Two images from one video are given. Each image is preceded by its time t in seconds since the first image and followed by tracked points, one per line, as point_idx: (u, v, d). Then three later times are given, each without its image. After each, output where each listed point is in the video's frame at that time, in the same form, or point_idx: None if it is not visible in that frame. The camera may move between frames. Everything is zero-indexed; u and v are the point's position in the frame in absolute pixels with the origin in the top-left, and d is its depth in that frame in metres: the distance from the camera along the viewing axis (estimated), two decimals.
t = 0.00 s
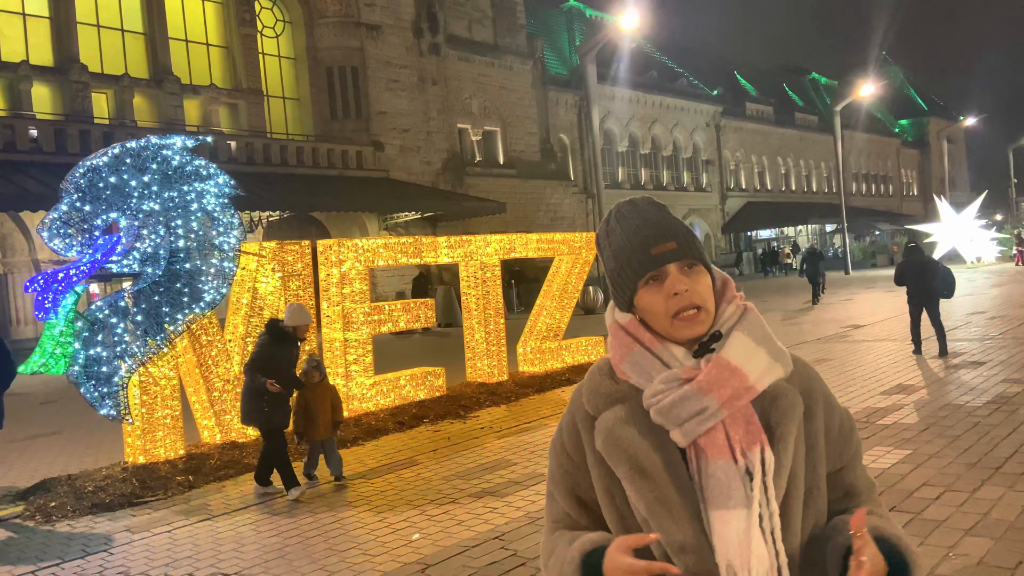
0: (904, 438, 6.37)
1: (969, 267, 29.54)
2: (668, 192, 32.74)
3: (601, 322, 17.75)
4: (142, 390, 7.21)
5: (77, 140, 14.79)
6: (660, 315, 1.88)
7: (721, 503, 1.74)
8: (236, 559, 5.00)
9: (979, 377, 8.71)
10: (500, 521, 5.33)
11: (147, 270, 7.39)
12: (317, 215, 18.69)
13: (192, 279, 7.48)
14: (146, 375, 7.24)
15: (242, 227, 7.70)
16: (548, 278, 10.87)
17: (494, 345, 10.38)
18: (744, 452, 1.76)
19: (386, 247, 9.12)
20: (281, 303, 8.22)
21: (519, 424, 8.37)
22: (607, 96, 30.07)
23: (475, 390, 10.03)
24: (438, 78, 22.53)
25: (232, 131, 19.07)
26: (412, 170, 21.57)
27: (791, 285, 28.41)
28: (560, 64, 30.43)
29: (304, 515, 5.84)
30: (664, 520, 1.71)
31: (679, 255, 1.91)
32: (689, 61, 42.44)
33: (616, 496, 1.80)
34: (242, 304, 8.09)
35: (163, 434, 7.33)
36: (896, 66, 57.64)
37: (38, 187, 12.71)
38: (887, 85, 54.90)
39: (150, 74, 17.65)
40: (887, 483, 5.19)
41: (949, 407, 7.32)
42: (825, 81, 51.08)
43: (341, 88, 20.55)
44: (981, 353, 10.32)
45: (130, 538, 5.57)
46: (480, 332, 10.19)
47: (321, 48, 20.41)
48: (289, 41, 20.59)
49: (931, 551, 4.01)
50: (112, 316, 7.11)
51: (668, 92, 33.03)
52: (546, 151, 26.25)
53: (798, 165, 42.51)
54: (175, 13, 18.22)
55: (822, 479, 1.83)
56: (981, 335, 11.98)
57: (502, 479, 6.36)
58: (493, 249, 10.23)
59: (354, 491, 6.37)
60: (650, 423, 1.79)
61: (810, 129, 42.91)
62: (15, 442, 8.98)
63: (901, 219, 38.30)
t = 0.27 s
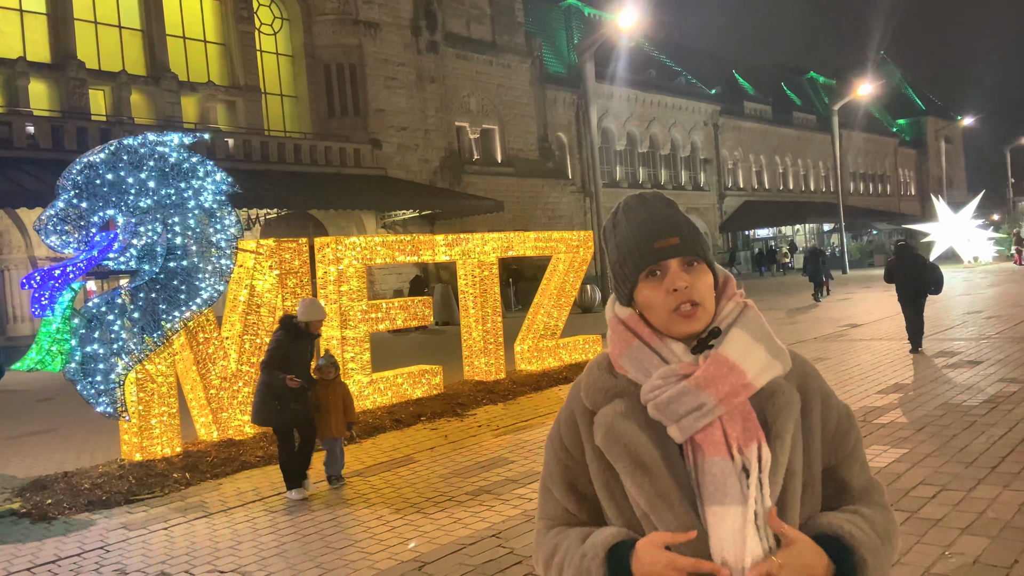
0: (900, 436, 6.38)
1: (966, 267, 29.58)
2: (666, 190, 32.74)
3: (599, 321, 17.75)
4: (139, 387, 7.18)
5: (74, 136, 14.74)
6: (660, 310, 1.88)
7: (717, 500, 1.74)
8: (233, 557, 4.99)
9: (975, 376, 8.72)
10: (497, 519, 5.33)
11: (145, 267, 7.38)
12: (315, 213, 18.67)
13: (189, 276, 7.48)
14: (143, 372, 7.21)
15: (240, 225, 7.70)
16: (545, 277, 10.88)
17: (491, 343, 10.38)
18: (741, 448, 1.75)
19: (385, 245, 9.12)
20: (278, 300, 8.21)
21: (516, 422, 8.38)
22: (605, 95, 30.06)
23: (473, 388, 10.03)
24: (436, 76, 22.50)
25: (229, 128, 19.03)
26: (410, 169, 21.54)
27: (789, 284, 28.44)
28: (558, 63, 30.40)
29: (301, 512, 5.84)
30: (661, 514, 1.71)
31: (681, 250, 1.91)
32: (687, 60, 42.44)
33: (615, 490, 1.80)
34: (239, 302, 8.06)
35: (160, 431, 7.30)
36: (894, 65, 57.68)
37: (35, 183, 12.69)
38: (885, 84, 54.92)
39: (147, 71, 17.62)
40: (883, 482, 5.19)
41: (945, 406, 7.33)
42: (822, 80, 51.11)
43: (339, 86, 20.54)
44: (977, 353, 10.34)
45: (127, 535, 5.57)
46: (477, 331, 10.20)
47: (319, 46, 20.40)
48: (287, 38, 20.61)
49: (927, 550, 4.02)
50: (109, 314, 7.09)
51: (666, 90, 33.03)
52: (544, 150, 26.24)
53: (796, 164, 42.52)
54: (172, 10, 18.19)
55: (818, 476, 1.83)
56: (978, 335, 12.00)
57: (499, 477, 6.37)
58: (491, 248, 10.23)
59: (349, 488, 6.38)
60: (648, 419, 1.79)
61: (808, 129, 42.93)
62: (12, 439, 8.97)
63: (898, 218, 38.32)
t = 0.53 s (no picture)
0: (897, 434, 6.39)
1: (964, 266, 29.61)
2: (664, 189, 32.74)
3: (597, 318, 17.75)
4: (136, 385, 7.14)
5: (71, 133, 14.70)
6: (660, 306, 1.88)
7: (714, 495, 1.74)
8: (230, 555, 4.98)
9: (973, 374, 8.73)
10: (495, 516, 5.33)
11: (142, 264, 7.37)
12: (313, 210, 18.64)
13: (186, 273, 7.46)
14: (140, 369, 7.17)
15: (237, 222, 7.69)
16: (543, 274, 10.88)
17: (489, 341, 10.37)
18: (738, 443, 1.76)
19: (382, 243, 9.11)
20: (276, 297, 8.19)
21: (514, 420, 8.37)
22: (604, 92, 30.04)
23: (470, 386, 10.02)
24: (434, 74, 22.46)
25: (227, 125, 18.99)
26: (408, 166, 21.51)
27: (787, 282, 28.43)
28: (556, 61, 30.36)
29: (298, 509, 5.84)
30: (658, 508, 1.71)
31: (681, 246, 1.91)
32: (686, 58, 42.42)
33: (612, 486, 1.79)
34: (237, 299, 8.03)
35: (157, 428, 7.27)
36: (892, 64, 57.71)
37: (32, 180, 12.66)
38: (883, 83, 54.94)
39: (145, 67, 17.58)
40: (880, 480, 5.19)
41: (943, 404, 7.33)
42: (821, 79, 51.11)
43: (337, 84, 20.52)
44: (975, 351, 10.34)
45: (124, 532, 5.56)
46: (475, 329, 10.19)
47: (317, 43, 20.35)
48: (285, 35, 20.59)
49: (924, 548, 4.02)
50: (106, 310, 7.08)
51: (665, 88, 33.01)
52: (542, 148, 26.22)
53: (794, 162, 42.53)
54: (170, 7, 18.15)
55: (817, 470, 1.83)
56: (975, 333, 12.03)
57: (497, 474, 6.36)
58: (489, 245, 10.22)
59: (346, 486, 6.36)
60: (646, 414, 1.79)
61: (806, 127, 42.94)
62: (9, 436, 8.95)
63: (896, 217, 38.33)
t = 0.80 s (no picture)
0: (894, 433, 6.41)
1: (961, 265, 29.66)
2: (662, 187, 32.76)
3: (594, 317, 17.77)
4: (133, 382, 7.14)
5: (69, 131, 14.68)
6: (654, 305, 1.89)
7: (709, 493, 1.75)
8: (228, 552, 4.99)
9: (969, 373, 8.75)
10: (491, 515, 5.33)
11: (139, 262, 7.36)
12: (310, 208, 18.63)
13: (183, 272, 7.46)
14: (137, 367, 7.18)
15: (234, 220, 7.69)
16: (541, 273, 10.89)
17: (487, 339, 10.38)
18: (733, 441, 1.76)
19: (380, 241, 9.11)
20: (273, 296, 8.19)
21: (512, 418, 8.37)
22: (601, 91, 30.04)
23: (468, 384, 10.03)
24: (432, 72, 22.45)
25: (224, 123, 18.97)
26: (406, 164, 21.51)
27: (784, 281, 28.47)
28: (554, 59, 30.35)
29: (296, 508, 5.84)
30: (653, 508, 1.72)
31: (675, 246, 1.91)
32: (683, 57, 42.43)
33: (606, 485, 1.80)
34: (234, 297, 8.03)
35: (154, 427, 7.27)
36: (890, 62, 57.78)
37: (29, 178, 12.64)
38: (881, 82, 54.99)
39: (142, 65, 17.55)
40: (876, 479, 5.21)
41: (939, 402, 7.35)
42: (818, 77, 51.15)
43: (335, 82, 20.52)
44: (971, 350, 10.38)
45: (121, 530, 5.56)
46: (473, 327, 10.20)
47: (315, 41, 20.34)
48: (283, 33, 20.60)
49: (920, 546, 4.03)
50: (103, 308, 7.07)
51: (663, 87, 33.02)
52: (540, 146, 26.23)
53: (792, 161, 42.56)
54: (167, 4, 18.12)
55: (812, 469, 1.83)
56: (971, 332, 12.07)
57: (494, 472, 6.37)
58: (487, 244, 10.22)
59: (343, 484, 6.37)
60: (641, 413, 1.79)
61: (804, 126, 42.97)
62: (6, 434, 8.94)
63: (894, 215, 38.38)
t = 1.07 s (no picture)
0: (890, 431, 6.42)
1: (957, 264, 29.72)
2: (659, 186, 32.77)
3: (591, 315, 17.77)
4: (129, 380, 7.14)
5: (64, 128, 14.63)
6: (650, 303, 1.88)
7: (708, 490, 1.74)
8: (224, 551, 4.99)
9: (964, 372, 8.77)
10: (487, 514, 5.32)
11: (135, 260, 7.35)
12: (307, 206, 18.60)
13: (179, 269, 7.44)
14: (133, 366, 7.17)
15: (230, 217, 7.67)
16: (538, 271, 10.88)
17: (484, 338, 10.38)
18: (732, 437, 1.76)
19: (376, 239, 9.10)
20: (269, 294, 8.17)
21: (508, 417, 8.38)
22: (599, 89, 30.03)
23: (464, 382, 10.03)
24: (429, 70, 22.42)
25: (221, 121, 18.93)
26: (402, 163, 21.49)
27: (781, 280, 28.51)
28: (551, 57, 30.32)
29: (292, 506, 5.83)
30: (652, 505, 1.72)
31: (671, 243, 1.91)
32: (681, 55, 42.44)
33: (604, 483, 1.79)
34: (230, 295, 8.02)
35: (150, 425, 7.26)
36: (886, 61, 57.85)
37: (25, 175, 12.61)
38: (877, 81, 55.07)
39: (138, 62, 17.50)
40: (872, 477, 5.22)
41: (935, 401, 7.37)
42: (815, 76, 51.20)
43: (332, 80, 20.50)
44: (966, 348, 10.44)
45: (117, 529, 5.55)
46: (470, 325, 10.20)
47: (312, 39, 20.31)
48: (280, 31, 20.57)
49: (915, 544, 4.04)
50: (99, 306, 7.06)
51: (660, 85, 33.01)
52: (537, 144, 26.21)
53: (789, 160, 42.60)
54: (164, 2, 18.07)
55: (811, 466, 1.83)
56: (967, 330, 12.10)
57: (491, 471, 6.37)
58: (484, 242, 10.20)
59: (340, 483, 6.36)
60: (639, 411, 1.79)
61: (801, 125, 43.01)
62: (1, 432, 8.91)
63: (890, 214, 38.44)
